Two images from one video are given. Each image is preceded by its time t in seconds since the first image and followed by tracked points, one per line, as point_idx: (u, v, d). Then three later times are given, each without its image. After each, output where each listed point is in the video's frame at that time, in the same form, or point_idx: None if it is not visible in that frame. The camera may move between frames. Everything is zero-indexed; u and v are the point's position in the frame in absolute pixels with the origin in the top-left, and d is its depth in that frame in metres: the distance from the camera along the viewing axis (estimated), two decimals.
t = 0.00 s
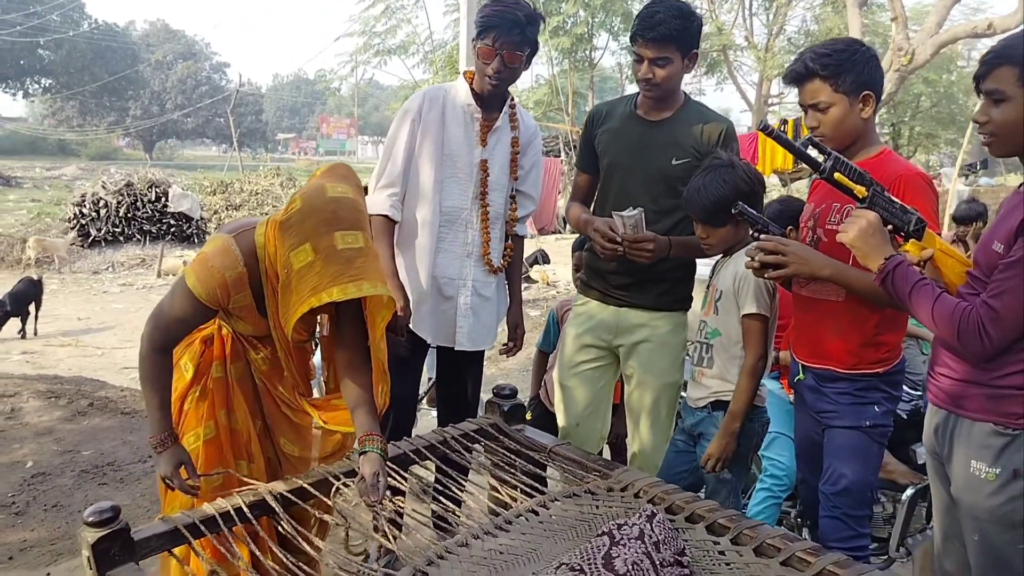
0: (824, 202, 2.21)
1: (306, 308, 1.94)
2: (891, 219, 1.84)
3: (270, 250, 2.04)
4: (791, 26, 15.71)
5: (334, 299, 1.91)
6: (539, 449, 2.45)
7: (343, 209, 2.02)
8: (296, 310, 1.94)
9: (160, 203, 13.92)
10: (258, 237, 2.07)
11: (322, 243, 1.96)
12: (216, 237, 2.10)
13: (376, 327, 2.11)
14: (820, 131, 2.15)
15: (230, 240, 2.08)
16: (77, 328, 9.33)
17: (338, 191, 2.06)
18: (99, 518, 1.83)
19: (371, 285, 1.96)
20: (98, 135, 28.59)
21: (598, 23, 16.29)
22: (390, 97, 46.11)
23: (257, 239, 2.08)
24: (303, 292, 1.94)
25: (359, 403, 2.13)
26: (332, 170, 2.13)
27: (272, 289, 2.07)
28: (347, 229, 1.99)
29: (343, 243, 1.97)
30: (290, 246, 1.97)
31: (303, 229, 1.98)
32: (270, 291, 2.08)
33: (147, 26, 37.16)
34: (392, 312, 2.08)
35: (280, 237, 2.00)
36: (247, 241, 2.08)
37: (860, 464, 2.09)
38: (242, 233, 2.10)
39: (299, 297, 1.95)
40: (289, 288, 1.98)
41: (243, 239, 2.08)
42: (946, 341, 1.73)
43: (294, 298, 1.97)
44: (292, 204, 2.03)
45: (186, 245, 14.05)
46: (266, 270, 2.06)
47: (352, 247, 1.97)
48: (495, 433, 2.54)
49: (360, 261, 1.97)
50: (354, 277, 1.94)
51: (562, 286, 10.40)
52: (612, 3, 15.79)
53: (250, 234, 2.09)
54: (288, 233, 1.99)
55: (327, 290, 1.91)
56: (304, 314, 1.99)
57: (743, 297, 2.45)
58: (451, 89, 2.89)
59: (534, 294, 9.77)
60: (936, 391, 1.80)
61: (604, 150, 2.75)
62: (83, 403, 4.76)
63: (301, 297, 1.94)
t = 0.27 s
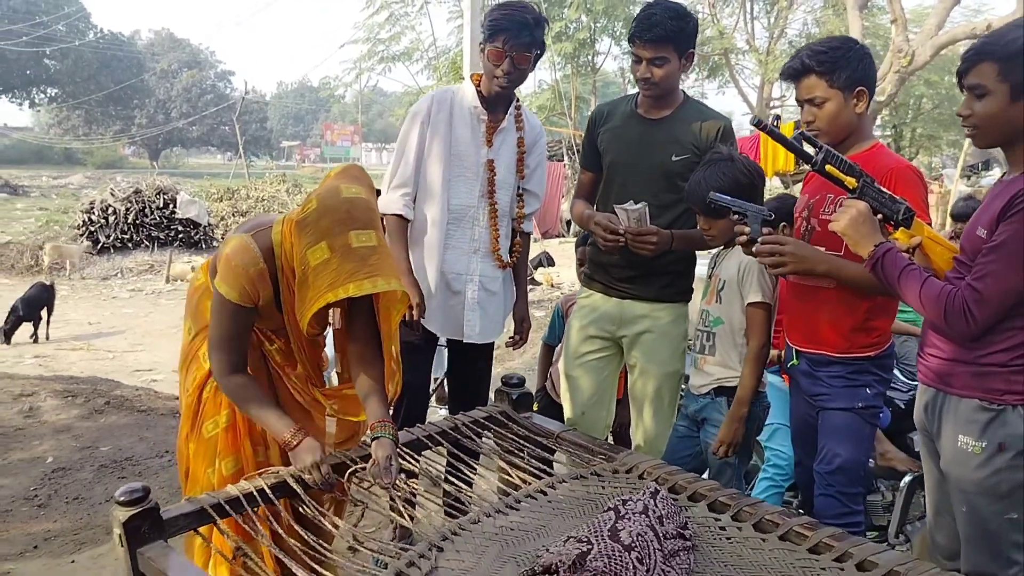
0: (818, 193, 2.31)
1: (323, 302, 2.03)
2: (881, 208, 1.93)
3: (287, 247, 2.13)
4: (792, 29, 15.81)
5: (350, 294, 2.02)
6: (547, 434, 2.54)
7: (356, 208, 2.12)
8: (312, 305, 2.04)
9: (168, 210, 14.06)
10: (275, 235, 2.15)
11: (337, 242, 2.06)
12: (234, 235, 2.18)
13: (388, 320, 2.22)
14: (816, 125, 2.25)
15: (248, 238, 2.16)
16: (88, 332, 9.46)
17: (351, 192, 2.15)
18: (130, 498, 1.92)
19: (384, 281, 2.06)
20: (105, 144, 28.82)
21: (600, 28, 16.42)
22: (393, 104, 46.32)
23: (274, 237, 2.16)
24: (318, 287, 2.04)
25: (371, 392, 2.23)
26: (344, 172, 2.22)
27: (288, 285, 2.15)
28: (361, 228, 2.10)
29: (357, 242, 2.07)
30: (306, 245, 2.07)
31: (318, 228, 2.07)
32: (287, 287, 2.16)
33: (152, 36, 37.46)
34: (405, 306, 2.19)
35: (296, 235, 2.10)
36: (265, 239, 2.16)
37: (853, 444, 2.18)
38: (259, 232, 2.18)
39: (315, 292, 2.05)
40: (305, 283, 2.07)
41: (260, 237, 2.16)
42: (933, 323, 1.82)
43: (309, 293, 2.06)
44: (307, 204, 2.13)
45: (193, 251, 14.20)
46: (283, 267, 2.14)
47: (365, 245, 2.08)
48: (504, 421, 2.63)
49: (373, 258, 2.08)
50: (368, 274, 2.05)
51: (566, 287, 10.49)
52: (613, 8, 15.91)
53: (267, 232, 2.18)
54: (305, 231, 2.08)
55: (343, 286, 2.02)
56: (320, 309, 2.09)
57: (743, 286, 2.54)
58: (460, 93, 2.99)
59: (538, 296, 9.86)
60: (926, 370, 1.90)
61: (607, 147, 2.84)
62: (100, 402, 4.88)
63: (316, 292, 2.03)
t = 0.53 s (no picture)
0: (810, 177, 2.38)
1: (328, 289, 2.08)
2: (871, 188, 1.98)
3: (294, 236, 2.17)
4: (788, 27, 15.87)
5: (353, 281, 2.06)
6: (548, 416, 2.60)
7: (359, 197, 2.14)
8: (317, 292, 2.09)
9: (166, 210, 14.11)
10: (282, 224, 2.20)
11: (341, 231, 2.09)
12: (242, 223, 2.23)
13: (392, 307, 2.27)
14: (809, 110, 2.32)
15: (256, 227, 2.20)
16: (89, 331, 9.50)
17: (354, 180, 2.17)
18: (148, 476, 1.98)
19: (386, 268, 2.10)
20: (101, 146, 28.79)
21: (596, 26, 16.47)
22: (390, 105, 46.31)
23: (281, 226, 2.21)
24: (323, 275, 2.08)
25: (378, 372, 2.29)
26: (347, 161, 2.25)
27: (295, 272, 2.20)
28: (364, 216, 2.12)
29: (360, 230, 2.10)
30: (312, 233, 2.11)
31: (322, 217, 2.11)
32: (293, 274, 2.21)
33: (148, 38, 37.45)
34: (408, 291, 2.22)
35: (303, 223, 2.14)
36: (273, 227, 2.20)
37: (845, 419, 2.26)
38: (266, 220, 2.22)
39: (320, 278, 2.09)
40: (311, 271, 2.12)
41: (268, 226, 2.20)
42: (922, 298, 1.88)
43: (316, 280, 2.11)
44: (310, 194, 2.16)
45: (192, 251, 14.24)
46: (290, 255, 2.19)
47: (369, 233, 2.11)
48: (505, 404, 2.70)
49: (378, 246, 2.11)
50: (371, 261, 2.08)
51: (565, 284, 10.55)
52: (609, 6, 15.96)
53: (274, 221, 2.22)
54: (308, 221, 2.12)
55: (348, 273, 2.06)
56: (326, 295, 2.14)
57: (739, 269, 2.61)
58: (460, 86, 3.04)
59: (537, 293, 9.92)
60: (914, 345, 1.97)
61: (604, 136, 2.91)
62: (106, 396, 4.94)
63: (322, 279, 2.08)
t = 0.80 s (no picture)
0: (775, 150, 2.53)
1: (322, 258, 2.20)
2: (831, 154, 2.13)
3: (289, 208, 2.29)
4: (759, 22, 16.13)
5: (353, 249, 2.18)
6: (535, 383, 2.73)
7: (353, 169, 2.27)
8: (314, 261, 2.20)
9: (146, 214, 14.09)
10: (277, 197, 2.31)
11: (337, 202, 2.22)
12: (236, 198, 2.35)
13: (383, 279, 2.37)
14: (773, 86, 2.46)
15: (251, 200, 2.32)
16: (73, 335, 9.51)
17: (348, 154, 2.31)
18: (156, 442, 2.07)
19: (383, 237, 2.23)
20: (75, 155, 28.49)
21: (571, 25, 16.63)
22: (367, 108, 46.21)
23: (275, 200, 2.32)
24: (320, 243, 2.20)
25: (368, 343, 2.41)
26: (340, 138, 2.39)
27: (290, 244, 2.31)
28: (359, 188, 2.25)
29: (356, 201, 2.23)
30: (309, 204, 2.23)
31: (319, 188, 2.23)
32: (289, 246, 2.32)
33: (121, 45, 37.12)
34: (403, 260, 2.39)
35: (298, 195, 2.26)
36: (268, 201, 2.32)
37: (813, 375, 2.40)
38: (261, 194, 2.34)
39: (317, 248, 2.21)
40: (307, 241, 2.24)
41: (263, 199, 2.32)
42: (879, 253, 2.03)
43: (312, 250, 2.22)
44: (307, 167, 2.28)
45: (173, 255, 14.23)
46: (286, 227, 2.30)
47: (364, 204, 2.24)
48: (494, 373, 2.84)
49: (372, 216, 2.24)
50: (367, 230, 2.21)
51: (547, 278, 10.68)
52: (584, 4, 16.12)
53: (269, 195, 2.33)
54: (306, 192, 2.24)
55: (346, 241, 2.18)
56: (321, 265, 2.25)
57: (711, 239, 2.76)
58: (436, 72, 3.16)
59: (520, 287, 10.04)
60: (875, 298, 2.11)
61: (581, 118, 3.04)
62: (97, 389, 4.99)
63: (319, 247, 2.20)
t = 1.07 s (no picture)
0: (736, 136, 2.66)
1: (299, 248, 2.26)
2: (788, 138, 2.27)
3: (266, 202, 2.36)
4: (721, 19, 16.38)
5: (323, 242, 2.25)
6: (514, 367, 2.84)
7: (326, 164, 2.35)
8: (289, 254, 2.27)
9: (115, 222, 13.93)
10: (255, 192, 2.39)
11: (310, 196, 2.29)
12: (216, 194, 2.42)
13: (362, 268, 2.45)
14: (732, 75, 2.59)
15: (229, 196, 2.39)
16: (44, 344, 9.40)
17: (320, 150, 2.38)
18: (150, 430, 2.13)
19: (354, 230, 2.31)
20: (38, 165, 27.96)
21: (538, 24, 16.74)
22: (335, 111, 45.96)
23: (253, 194, 2.39)
24: (294, 236, 2.27)
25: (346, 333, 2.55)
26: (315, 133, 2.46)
27: (269, 237, 2.39)
28: (332, 181, 2.33)
29: (329, 195, 2.31)
30: (283, 199, 2.30)
31: (293, 182, 2.30)
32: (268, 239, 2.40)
33: (82, 52, 36.49)
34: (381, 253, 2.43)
35: (273, 190, 2.33)
36: (246, 195, 2.39)
37: (777, 350, 2.53)
38: (239, 189, 2.41)
39: (291, 241, 2.28)
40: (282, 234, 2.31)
41: (241, 194, 2.39)
42: (835, 229, 2.16)
43: (286, 243, 2.29)
44: (282, 163, 2.35)
45: (144, 262, 14.09)
46: (263, 221, 2.37)
47: (336, 197, 2.32)
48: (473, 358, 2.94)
49: (344, 210, 2.31)
50: (339, 223, 2.28)
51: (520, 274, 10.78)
52: (550, 3, 16.24)
53: (247, 189, 2.40)
54: (281, 185, 2.31)
55: (317, 234, 2.25)
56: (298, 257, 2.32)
57: (676, 224, 2.89)
58: (404, 68, 3.23)
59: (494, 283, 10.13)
60: (833, 273, 2.25)
61: (550, 110, 3.14)
62: (75, 392, 4.99)
63: (293, 240, 2.27)
